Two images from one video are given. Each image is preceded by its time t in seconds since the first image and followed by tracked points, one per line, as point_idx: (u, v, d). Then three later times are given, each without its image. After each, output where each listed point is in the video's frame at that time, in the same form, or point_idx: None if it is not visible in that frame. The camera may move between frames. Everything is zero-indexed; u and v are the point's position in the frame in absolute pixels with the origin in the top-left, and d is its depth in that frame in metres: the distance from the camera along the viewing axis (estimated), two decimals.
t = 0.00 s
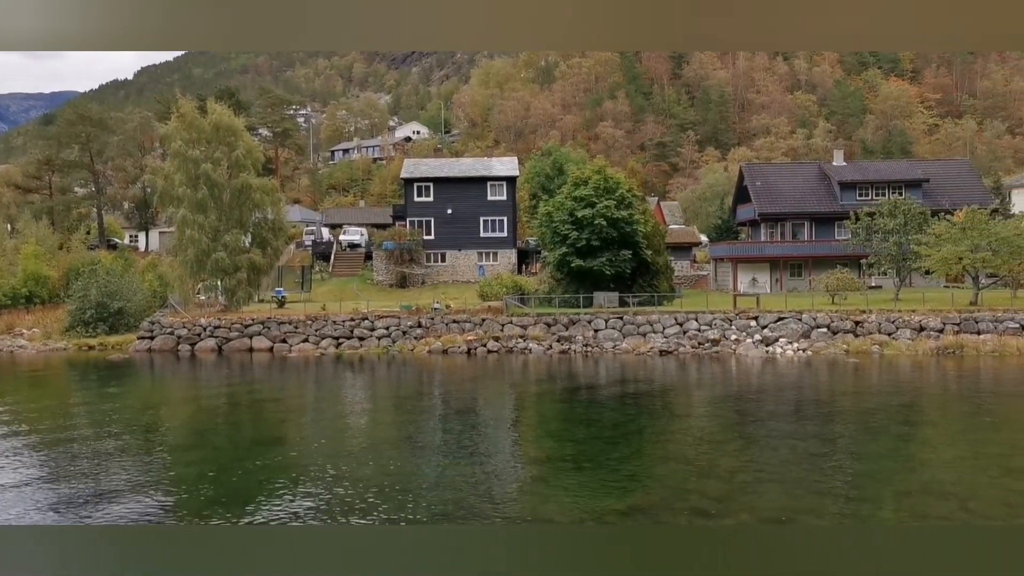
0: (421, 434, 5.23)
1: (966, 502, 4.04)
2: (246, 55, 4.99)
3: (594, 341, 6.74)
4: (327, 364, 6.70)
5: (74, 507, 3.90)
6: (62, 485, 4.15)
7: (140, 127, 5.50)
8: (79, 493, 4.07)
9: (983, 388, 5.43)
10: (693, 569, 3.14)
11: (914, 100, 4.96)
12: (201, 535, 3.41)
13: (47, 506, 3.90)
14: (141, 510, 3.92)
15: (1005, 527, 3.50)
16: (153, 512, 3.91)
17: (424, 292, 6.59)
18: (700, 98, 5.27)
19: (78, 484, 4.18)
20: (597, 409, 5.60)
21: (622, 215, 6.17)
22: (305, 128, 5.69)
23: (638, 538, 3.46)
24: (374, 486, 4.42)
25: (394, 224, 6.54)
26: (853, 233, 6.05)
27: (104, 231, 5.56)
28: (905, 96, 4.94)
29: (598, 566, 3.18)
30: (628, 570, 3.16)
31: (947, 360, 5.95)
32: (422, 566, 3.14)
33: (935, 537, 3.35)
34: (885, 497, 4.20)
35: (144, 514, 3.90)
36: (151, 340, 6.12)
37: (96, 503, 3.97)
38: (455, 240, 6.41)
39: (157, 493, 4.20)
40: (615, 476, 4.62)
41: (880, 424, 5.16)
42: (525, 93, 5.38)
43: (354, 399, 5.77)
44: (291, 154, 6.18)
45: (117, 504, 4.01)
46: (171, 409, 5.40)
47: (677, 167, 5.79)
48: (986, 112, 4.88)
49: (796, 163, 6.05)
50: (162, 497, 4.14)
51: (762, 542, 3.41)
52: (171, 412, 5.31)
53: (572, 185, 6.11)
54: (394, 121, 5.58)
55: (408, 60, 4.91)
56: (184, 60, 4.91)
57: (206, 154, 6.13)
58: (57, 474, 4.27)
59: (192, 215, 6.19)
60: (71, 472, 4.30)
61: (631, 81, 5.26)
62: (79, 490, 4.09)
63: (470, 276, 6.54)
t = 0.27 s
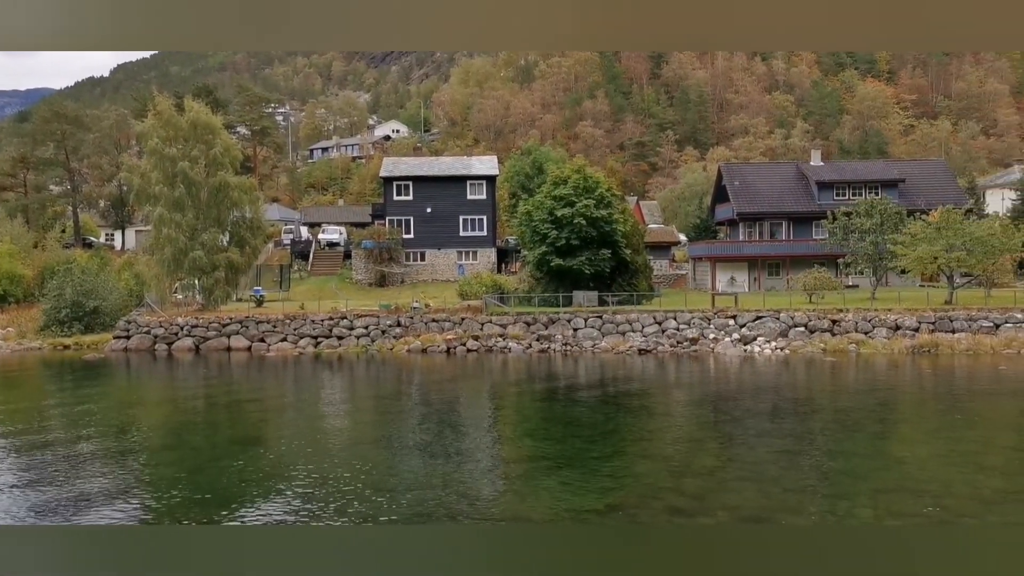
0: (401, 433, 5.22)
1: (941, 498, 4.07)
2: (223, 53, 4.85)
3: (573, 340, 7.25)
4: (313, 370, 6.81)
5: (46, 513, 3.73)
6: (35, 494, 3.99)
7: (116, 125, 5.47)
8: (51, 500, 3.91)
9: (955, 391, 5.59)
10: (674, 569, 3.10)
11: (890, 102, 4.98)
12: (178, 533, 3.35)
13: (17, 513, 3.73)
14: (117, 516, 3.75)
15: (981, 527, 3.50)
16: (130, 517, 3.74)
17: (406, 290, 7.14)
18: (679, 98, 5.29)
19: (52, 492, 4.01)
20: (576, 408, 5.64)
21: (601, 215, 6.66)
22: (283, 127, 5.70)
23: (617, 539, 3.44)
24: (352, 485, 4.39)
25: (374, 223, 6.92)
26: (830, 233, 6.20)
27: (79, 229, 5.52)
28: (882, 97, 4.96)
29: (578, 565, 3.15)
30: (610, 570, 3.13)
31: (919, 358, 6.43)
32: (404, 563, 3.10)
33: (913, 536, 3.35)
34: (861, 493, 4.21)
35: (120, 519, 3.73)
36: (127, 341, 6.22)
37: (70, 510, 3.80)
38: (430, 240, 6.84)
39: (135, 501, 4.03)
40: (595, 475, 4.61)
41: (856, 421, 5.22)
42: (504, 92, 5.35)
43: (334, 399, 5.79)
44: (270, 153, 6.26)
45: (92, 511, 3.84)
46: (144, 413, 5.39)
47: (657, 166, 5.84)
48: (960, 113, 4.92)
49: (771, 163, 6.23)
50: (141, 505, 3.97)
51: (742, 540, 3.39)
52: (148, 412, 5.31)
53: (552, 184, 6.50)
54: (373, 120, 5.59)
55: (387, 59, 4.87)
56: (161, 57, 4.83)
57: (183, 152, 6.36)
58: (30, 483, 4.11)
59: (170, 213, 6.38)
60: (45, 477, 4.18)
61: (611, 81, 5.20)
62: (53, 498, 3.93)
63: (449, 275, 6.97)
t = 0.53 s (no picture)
0: (387, 432, 5.22)
1: (925, 496, 4.07)
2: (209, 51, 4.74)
3: (560, 339, 7.36)
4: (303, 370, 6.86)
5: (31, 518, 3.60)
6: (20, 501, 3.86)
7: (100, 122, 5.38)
8: (37, 508, 3.78)
9: (939, 391, 5.68)
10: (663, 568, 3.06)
11: (874, 103, 5.03)
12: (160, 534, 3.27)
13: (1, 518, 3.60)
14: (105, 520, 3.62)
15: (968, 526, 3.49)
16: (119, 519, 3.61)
17: (392, 289, 7.21)
18: (665, 97, 5.39)
19: (37, 499, 3.89)
20: (562, 407, 5.66)
21: (587, 214, 6.88)
22: (270, 125, 5.85)
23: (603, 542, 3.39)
24: (339, 484, 4.36)
25: (360, 221, 7.04)
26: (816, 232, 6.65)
27: (63, 229, 5.69)
28: (867, 97, 4.96)
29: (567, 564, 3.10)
30: (605, 568, 3.06)
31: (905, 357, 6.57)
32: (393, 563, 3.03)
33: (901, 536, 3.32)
34: (849, 492, 4.21)
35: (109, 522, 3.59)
36: (112, 340, 6.55)
37: (56, 515, 3.67)
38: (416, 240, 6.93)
39: (124, 509, 3.90)
40: (583, 473, 4.59)
41: (840, 420, 5.26)
42: (490, 92, 5.33)
43: (321, 398, 5.80)
44: (253, 153, 6.80)
45: (79, 516, 3.70)
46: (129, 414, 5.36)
47: (643, 165, 6.14)
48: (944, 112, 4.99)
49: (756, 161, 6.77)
50: (129, 512, 3.84)
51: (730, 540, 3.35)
52: (133, 412, 5.31)
53: (539, 183, 6.79)
54: (359, 119, 5.73)
55: (374, 58, 4.74)
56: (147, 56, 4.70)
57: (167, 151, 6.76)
58: (15, 491, 3.99)
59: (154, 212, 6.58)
60: (30, 485, 4.06)
61: (597, 80, 5.21)
62: (39, 506, 3.80)
63: (435, 273, 7.07)
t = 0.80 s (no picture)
0: (371, 432, 5.21)
1: (906, 494, 4.08)
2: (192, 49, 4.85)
3: (545, 338, 7.36)
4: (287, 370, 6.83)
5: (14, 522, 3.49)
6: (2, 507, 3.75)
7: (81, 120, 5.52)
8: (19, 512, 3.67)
9: (920, 390, 5.74)
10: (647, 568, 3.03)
11: (857, 102, 5.20)
12: (142, 538, 3.21)
13: None
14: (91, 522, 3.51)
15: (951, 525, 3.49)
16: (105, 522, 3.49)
17: (376, 287, 7.58)
18: (650, 97, 5.37)
19: (19, 504, 3.78)
20: (545, 405, 5.68)
21: (571, 213, 6.83)
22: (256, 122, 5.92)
23: (587, 543, 3.36)
24: (321, 484, 4.32)
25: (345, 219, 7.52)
26: (800, 232, 6.89)
27: (44, 227, 5.71)
28: (849, 96, 5.07)
29: (551, 566, 3.07)
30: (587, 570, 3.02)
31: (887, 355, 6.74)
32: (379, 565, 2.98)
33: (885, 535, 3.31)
34: (829, 489, 4.21)
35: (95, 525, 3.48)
36: (93, 339, 7.03)
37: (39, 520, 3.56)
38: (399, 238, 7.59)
39: (110, 510, 3.80)
40: (566, 471, 4.58)
41: (823, 419, 5.28)
42: (475, 90, 5.59)
43: (305, 398, 5.78)
44: (236, 150, 7.22)
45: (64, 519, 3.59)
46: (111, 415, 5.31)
47: (626, 164, 6.13)
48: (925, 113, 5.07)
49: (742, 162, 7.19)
50: (116, 514, 3.73)
51: (714, 539, 3.33)
52: (116, 412, 5.29)
53: (524, 182, 6.95)
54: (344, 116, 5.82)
55: (357, 58, 5.05)
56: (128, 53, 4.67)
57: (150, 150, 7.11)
58: None
59: (134, 209, 6.96)
60: (13, 490, 3.96)
61: (582, 79, 5.28)
62: (22, 510, 3.69)
63: (420, 272, 7.55)
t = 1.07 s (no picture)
0: (350, 432, 5.19)
1: (884, 492, 4.09)
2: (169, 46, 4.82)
3: (525, 337, 7.40)
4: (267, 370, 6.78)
5: None
6: None
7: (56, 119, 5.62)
8: None
9: (896, 387, 5.84)
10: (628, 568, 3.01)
11: (835, 103, 5.45)
12: (118, 542, 3.15)
13: None
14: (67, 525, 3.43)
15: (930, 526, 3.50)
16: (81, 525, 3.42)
17: (355, 287, 7.90)
18: (629, 96, 6.09)
19: None
20: (526, 404, 5.70)
21: (552, 212, 7.30)
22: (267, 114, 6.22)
23: (566, 544, 3.34)
24: (300, 484, 4.30)
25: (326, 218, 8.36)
26: (778, 232, 7.53)
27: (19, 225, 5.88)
28: (828, 96, 5.29)
29: (532, 565, 3.04)
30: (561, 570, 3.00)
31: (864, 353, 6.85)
32: (362, 565, 2.95)
33: (863, 534, 3.32)
34: (807, 488, 4.22)
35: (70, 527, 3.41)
36: (70, 339, 7.30)
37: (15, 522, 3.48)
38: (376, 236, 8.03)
39: (88, 513, 3.72)
40: (546, 470, 4.57)
41: (802, 417, 5.33)
42: (456, 89, 6.48)
43: (283, 398, 5.75)
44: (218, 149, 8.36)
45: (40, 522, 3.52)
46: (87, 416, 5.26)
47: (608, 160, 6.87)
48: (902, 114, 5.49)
49: (722, 164, 8.20)
50: (93, 517, 3.66)
51: (695, 539, 3.32)
52: (92, 412, 5.27)
53: (504, 182, 7.43)
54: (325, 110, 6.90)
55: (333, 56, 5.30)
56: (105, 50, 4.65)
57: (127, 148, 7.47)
58: None
59: (113, 209, 7.38)
60: None
61: (562, 79, 5.94)
62: None
63: (400, 271, 8.00)
